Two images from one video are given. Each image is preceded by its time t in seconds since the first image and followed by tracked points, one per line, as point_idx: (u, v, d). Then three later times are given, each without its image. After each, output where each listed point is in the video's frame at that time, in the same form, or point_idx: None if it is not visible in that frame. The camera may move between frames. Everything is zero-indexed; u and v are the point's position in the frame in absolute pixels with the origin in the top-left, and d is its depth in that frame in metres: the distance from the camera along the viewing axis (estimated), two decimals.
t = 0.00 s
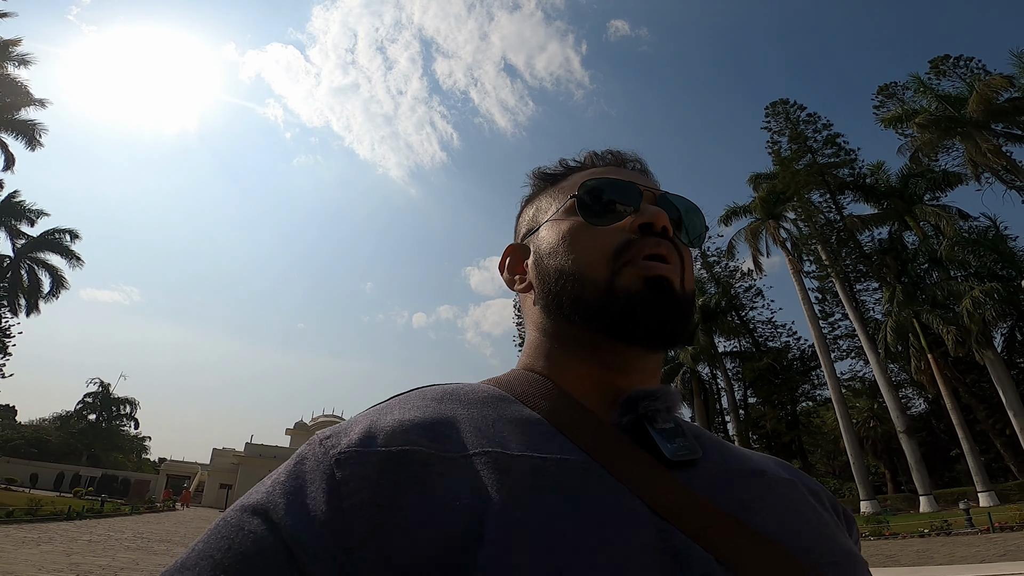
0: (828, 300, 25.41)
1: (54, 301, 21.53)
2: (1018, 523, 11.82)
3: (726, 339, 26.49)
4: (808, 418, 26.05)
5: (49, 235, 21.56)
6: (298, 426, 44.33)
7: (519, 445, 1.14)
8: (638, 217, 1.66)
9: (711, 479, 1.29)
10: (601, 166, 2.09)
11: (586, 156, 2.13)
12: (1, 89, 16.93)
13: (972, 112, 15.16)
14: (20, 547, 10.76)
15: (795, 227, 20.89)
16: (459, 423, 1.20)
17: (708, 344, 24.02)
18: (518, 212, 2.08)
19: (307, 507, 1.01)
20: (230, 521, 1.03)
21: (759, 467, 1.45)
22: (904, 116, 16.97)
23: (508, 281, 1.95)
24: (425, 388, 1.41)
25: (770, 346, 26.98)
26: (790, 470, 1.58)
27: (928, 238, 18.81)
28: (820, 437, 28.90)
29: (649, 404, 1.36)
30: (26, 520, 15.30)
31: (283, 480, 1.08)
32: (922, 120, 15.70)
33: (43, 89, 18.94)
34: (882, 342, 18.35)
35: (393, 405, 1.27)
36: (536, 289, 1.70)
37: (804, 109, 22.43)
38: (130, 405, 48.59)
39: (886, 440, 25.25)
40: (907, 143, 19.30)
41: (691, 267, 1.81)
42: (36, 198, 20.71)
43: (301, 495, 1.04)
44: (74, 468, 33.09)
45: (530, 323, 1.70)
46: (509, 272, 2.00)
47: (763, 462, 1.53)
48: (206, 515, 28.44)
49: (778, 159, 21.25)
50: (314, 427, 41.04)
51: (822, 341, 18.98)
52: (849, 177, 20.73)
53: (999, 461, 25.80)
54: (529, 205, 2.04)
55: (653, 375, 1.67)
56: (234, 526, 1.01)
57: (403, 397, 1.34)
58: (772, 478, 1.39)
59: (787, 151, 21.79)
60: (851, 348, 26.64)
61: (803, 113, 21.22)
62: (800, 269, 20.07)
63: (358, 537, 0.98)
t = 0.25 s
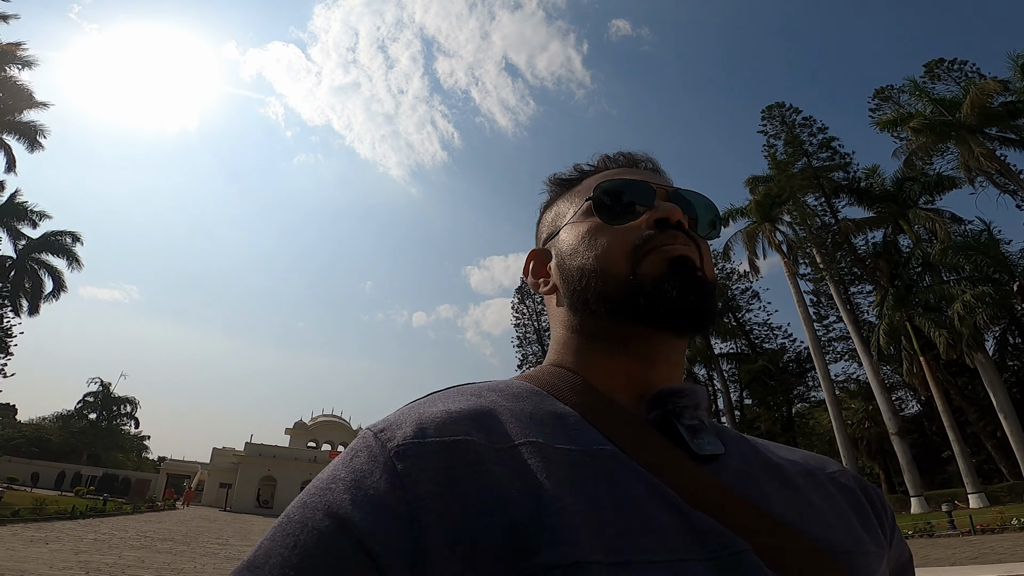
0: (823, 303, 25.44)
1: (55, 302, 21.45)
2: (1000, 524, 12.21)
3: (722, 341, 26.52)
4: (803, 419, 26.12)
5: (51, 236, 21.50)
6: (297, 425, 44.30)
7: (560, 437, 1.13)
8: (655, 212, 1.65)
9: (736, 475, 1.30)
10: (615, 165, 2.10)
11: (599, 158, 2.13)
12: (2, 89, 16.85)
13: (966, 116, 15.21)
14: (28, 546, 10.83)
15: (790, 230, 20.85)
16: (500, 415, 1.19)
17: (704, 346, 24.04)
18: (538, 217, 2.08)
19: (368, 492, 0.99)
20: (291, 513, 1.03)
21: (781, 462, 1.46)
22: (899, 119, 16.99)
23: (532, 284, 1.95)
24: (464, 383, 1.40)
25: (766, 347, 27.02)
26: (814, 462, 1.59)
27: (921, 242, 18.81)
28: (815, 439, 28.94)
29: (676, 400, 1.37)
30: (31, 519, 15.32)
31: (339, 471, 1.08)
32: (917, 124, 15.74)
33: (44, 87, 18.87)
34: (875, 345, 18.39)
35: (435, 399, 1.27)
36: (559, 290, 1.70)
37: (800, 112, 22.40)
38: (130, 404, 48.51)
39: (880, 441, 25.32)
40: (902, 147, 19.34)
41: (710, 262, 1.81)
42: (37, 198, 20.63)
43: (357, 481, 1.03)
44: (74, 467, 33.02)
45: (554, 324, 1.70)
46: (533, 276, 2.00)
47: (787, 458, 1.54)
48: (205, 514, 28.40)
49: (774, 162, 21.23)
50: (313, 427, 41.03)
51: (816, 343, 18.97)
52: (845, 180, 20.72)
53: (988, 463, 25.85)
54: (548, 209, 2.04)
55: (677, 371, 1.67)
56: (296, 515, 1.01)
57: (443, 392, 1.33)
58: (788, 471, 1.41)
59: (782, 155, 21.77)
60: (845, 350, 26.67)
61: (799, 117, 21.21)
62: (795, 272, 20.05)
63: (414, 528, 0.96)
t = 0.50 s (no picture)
0: (818, 304, 25.47)
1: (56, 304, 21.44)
2: (985, 524, 12.57)
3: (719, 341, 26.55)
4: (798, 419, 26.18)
5: (53, 237, 21.49)
6: (297, 424, 44.33)
7: (583, 427, 1.13)
8: (648, 190, 1.64)
9: (761, 454, 1.29)
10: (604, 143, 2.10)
11: (587, 137, 2.12)
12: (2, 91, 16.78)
13: (960, 118, 15.25)
14: (38, 545, 10.92)
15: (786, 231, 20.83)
16: (518, 408, 1.19)
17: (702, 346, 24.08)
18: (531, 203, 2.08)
19: (392, 504, 1.00)
20: (316, 521, 1.03)
21: (803, 440, 1.46)
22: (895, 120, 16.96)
23: (531, 272, 1.95)
24: (476, 374, 1.39)
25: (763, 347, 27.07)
26: (833, 439, 1.59)
27: (915, 243, 18.84)
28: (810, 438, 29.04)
29: (696, 380, 1.36)
30: (38, 519, 15.38)
31: (361, 476, 1.07)
32: (912, 126, 15.71)
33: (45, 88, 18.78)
34: (868, 346, 18.44)
35: (449, 393, 1.26)
36: (559, 280, 1.70)
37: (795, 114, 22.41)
38: (131, 404, 48.51)
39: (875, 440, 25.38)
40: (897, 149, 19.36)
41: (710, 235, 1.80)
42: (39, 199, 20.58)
43: (381, 490, 1.03)
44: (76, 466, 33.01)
45: (559, 311, 1.70)
46: (532, 264, 2.00)
47: (805, 436, 1.54)
48: (207, 512, 28.43)
49: (770, 163, 21.22)
50: (313, 426, 41.06)
51: (812, 343, 18.97)
52: (840, 182, 20.73)
53: (980, 462, 25.96)
54: (541, 193, 2.03)
55: (688, 354, 1.66)
56: (320, 522, 1.01)
57: (455, 384, 1.33)
58: (813, 450, 1.41)
59: (778, 156, 21.77)
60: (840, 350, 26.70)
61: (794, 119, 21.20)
62: (791, 272, 20.05)
63: (443, 535, 0.95)
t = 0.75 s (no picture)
0: (812, 305, 25.49)
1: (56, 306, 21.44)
2: (965, 524, 12.62)
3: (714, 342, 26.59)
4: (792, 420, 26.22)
5: (53, 240, 21.51)
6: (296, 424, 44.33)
7: (551, 426, 1.13)
8: (597, 215, 1.62)
9: (732, 448, 1.27)
10: (567, 163, 2.08)
11: (550, 158, 2.12)
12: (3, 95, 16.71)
13: (950, 122, 15.24)
14: (47, 543, 10.97)
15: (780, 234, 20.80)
16: (491, 412, 1.19)
17: (696, 347, 24.10)
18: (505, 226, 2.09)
19: (369, 498, 1.01)
20: (296, 520, 1.03)
21: (776, 441, 1.43)
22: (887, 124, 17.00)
23: (508, 296, 1.97)
24: (456, 387, 1.39)
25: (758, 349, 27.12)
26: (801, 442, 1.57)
27: (906, 246, 18.85)
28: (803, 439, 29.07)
29: (666, 384, 1.35)
30: (45, 518, 15.41)
31: (339, 476, 1.08)
32: (904, 130, 15.84)
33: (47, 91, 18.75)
34: (859, 349, 18.45)
35: (428, 403, 1.26)
36: (527, 305, 1.70)
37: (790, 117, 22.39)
38: (131, 405, 48.52)
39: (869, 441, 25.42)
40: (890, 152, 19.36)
41: (674, 248, 1.77)
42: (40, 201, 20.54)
43: (358, 486, 1.04)
44: (77, 466, 32.99)
45: (533, 332, 1.71)
46: (510, 287, 2.02)
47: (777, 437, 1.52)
48: (208, 512, 28.45)
49: (765, 167, 21.22)
50: (312, 426, 41.08)
51: (805, 345, 18.97)
52: (834, 184, 20.71)
53: (970, 462, 25.99)
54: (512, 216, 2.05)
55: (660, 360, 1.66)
56: (300, 520, 1.02)
57: (436, 397, 1.33)
58: (785, 447, 1.38)
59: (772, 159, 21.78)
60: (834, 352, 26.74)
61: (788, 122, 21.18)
62: (785, 275, 20.04)
63: (422, 517, 0.96)
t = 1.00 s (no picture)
0: (804, 309, 25.56)
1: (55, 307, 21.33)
2: (944, 526, 12.69)
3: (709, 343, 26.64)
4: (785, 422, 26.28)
5: (51, 241, 21.40)
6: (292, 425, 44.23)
7: (509, 453, 1.13)
8: (569, 240, 1.62)
9: (679, 486, 1.27)
10: (550, 182, 2.08)
11: (535, 176, 2.12)
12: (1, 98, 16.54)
13: (942, 126, 15.28)
14: (51, 543, 10.96)
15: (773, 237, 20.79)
16: (452, 434, 1.20)
17: (691, 349, 24.14)
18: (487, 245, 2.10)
19: (334, 509, 1.01)
20: (262, 520, 1.02)
21: (726, 475, 1.42)
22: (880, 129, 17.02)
23: (484, 312, 1.98)
24: (423, 400, 1.39)
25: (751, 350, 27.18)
26: (756, 475, 1.57)
27: (897, 249, 18.91)
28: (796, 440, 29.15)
29: (622, 417, 1.34)
30: (48, 518, 15.37)
31: (307, 480, 1.07)
32: (896, 134, 15.88)
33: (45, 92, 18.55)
34: (848, 352, 18.46)
35: (393, 417, 1.26)
36: (500, 321, 1.70)
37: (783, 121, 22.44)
38: (127, 405, 48.34)
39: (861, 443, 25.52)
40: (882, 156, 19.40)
41: (646, 275, 1.77)
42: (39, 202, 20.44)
43: (327, 494, 1.04)
44: (75, 467, 32.88)
45: (504, 348, 1.70)
46: (488, 304, 2.03)
47: (734, 471, 1.51)
48: (205, 512, 28.41)
49: (759, 170, 21.24)
50: (308, 426, 41.01)
51: (797, 347, 18.99)
52: (827, 188, 20.72)
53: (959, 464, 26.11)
54: (496, 234, 2.05)
55: (625, 390, 1.65)
56: (266, 523, 1.01)
57: (401, 410, 1.33)
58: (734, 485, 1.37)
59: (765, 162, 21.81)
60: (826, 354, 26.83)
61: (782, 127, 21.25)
62: (778, 277, 20.04)
63: (386, 535, 0.98)
